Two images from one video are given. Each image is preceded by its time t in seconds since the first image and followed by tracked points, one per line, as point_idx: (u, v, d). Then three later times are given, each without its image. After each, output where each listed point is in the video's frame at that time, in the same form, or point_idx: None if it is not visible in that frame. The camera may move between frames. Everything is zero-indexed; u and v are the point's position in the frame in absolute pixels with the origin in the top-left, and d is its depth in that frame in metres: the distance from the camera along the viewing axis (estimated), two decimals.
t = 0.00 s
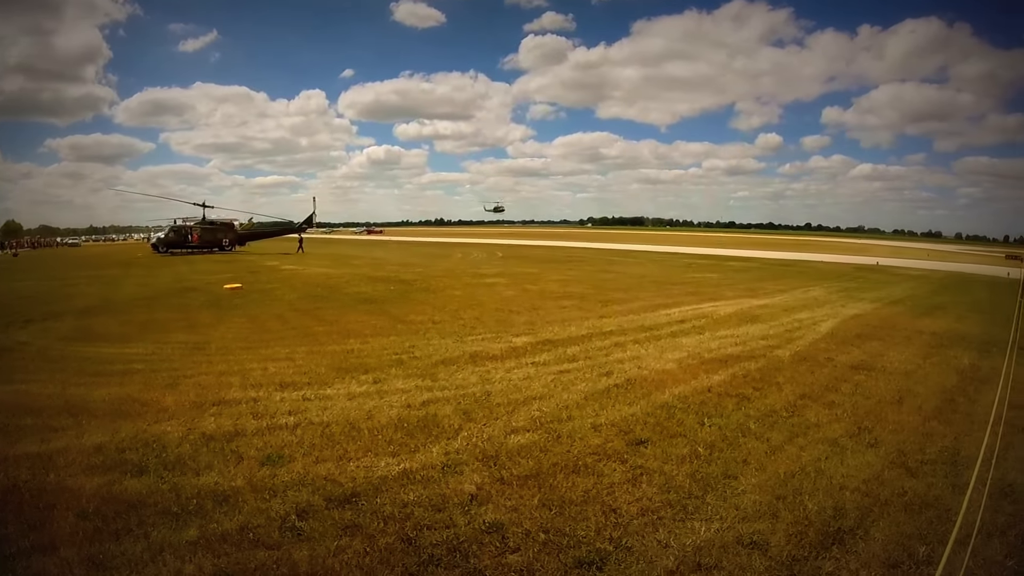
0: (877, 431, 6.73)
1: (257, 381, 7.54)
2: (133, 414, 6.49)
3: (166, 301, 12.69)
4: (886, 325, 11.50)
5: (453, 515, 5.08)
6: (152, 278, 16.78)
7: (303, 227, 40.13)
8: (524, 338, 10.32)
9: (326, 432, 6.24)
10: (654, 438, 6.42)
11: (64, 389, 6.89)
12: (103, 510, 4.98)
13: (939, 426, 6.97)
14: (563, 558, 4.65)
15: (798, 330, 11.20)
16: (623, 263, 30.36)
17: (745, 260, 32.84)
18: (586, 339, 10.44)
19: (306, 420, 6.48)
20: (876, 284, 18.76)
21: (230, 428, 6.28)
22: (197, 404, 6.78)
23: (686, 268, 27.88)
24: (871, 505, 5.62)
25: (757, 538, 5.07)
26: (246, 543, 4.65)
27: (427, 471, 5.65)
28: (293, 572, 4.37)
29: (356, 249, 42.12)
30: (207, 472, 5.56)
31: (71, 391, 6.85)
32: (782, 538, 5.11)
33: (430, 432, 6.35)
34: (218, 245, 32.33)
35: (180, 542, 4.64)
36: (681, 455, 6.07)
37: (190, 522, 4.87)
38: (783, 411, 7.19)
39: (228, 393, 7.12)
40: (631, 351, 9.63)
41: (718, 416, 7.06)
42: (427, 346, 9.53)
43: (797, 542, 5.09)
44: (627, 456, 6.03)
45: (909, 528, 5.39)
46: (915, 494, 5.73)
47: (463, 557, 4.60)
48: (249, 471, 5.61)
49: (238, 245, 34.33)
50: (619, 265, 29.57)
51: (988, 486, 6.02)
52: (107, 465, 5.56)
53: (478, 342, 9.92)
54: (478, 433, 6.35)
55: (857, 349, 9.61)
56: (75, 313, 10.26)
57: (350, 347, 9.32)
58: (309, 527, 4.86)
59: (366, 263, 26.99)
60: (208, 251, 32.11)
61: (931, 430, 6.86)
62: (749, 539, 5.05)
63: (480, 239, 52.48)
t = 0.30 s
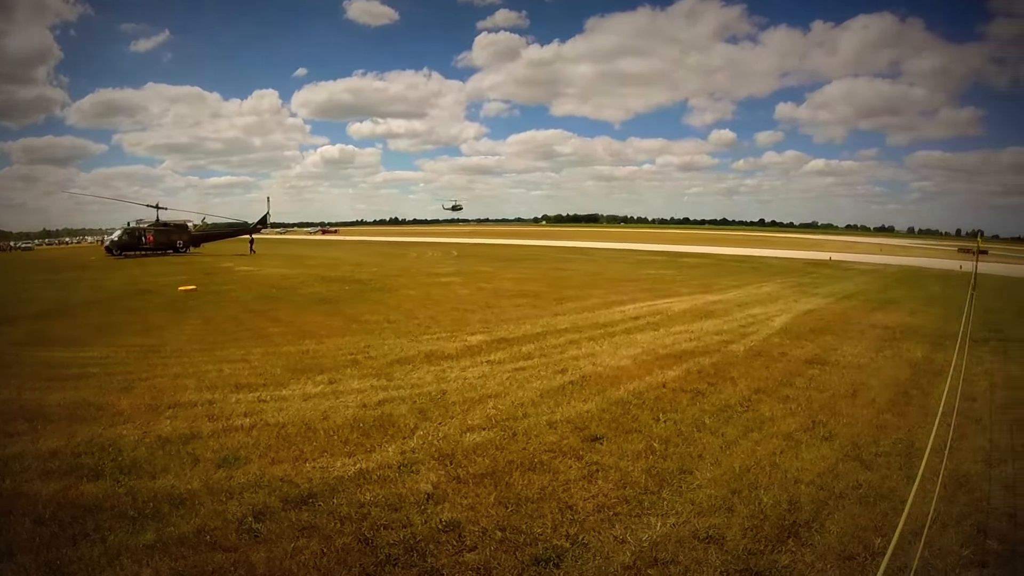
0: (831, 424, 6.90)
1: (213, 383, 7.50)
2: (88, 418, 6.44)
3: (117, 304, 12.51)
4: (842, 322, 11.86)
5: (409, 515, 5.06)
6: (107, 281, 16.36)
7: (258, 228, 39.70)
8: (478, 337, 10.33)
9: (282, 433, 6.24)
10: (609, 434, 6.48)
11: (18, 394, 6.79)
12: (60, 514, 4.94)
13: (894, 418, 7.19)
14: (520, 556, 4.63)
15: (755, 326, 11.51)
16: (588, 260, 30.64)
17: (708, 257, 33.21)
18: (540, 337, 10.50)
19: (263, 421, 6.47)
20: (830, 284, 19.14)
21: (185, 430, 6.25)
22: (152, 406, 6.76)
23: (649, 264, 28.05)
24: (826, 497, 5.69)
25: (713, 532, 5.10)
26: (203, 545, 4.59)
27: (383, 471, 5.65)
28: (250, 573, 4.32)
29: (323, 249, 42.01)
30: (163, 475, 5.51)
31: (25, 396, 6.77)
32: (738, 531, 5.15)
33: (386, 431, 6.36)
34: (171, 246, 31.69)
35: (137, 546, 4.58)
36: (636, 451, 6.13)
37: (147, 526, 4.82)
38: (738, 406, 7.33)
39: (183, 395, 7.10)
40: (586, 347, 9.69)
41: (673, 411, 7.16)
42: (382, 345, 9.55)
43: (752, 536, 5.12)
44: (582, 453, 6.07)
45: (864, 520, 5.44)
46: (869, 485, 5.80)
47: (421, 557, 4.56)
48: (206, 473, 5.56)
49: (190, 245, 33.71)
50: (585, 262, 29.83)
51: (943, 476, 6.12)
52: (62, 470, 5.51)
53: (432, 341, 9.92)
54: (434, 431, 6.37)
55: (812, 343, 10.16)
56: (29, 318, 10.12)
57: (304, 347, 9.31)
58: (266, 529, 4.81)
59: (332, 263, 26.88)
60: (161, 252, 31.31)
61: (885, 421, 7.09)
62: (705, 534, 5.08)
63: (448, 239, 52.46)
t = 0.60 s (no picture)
0: (769, 418, 7.16)
1: (150, 392, 7.41)
2: (20, 431, 6.27)
3: (47, 313, 12.14)
4: (778, 322, 12.44)
5: (350, 518, 4.96)
6: (39, 291, 15.60)
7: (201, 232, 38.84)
8: (419, 340, 10.36)
9: (221, 440, 6.18)
10: (548, 433, 6.57)
11: None
12: None
13: (828, 409, 7.58)
14: (460, 556, 4.58)
15: (692, 326, 12.02)
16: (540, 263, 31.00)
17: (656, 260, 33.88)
18: (481, 338, 10.59)
19: (202, 428, 6.42)
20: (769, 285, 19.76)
21: (122, 441, 6.14)
22: (88, 417, 6.63)
23: (598, 267, 28.39)
24: (764, 488, 5.82)
25: (654, 526, 5.15)
26: (141, 557, 4.42)
27: (323, 475, 5.61)
28: None
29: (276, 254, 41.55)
30: (99, 487, 5.35)
31: None
32: (679, 524, 5.20)
33: (326, 436, 6.34)
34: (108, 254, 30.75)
35: (72, 560, 4.40)
36: (576, 449, 6.21)
37: (84, 539, 4.65)
38: (677, 402, 7.53)
39: (120, 406, 6.98)
40: (527, 348, 9.82)
41: (612, 408, 7.29)
42: (323, 350, 9.54)
43: (692, 528, 5.18)
44: (523, 451, 6.12)
45: (802, 510, 5.56)
46: (806, 474, 5.95)
47: (362, 560, 4.47)
48: (143, 483, 5.42)
49: (127, 251, 32.77)
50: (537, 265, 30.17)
51: (878, 464, 6.33)
52: None
53: (373, 345, 9.95)
54: (374, 435, 6.39)
55: (750, 339, 10.88)
56: None
57: (244, 354, 9.25)
58: (205, 537, 4.67)
59: (285, 269, 26.68)
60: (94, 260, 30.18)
61: (821, 413, 7.45)
62: (645, 527, 5.13)
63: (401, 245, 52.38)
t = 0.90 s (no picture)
0: (701, 412, 7.41)
1: (78, 406, 7.23)
2: None
3: None
4: (711, 320, 12.99)
5: (284, 529, 4.94)
6: None
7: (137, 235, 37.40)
8: (356, 344, 10.35)
9: (151, 454, 6.09)
10: (484, 433, 6.68)
11: None
12: None
13: (758, 402, 7.94)
14: (398, 560, 4.60)
15: (626, 324, 12.40)
16: (489, 265, 31.28)
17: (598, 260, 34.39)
18: (417, 341, 10.65)
19: (132, 442, 6.32)
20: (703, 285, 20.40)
21: (49, 458, 5.93)
22: (12, 435, 6.38)
23: (540, 268, 28.61)
24: (698, 480, 6.00)
25: (590, 521, 5.27)
26: None
27: (256, 485, 5.59)
28: None
29: (221, 258, 40.65)
30: (24, 508, 5.11)
31: None
32: (614, 518, 5.33)
33: (259, 445, 6.33)
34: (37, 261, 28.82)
35: None
36: (511, 448, 6.33)
37: (9, 564, 4.39)
38: (611, 399, 7.72)
39: (45, 422, 6.75)
40: (463, 349, 9.94)
41: (547, 406, 7.44)
42: (258, 356, 9.49)
43: (628, 521, 5.31)
44: (458, 453, 6.23)
45: (736, 499, 5.77)
46: (738, 465, 6.17)
47: (297, 570, 4.45)
48: (71, 501, 5.23)
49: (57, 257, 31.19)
50: (485, 266, 30.40)
51: (809, 453, 6.59)
52: None
53: (309, 349, 9.95)
54: (308, 441, 6.42)
55: (683, 337, 11.30)
56: None
57: (178, 363, 9.09)
58: (137, 555, 4.54)
59: (230, 273, 26.15)
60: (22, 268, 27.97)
61: (752, 405, 7.77)
62: (581, 523, 5.24)
63: (345, 249, 51.70)
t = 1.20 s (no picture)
0: (637, 409, 7.63)
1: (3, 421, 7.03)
2: None
3: None
4: (648, 318, 13.43)
5: (216, 542, 4.98)
6: None
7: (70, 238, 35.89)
8: (292, 349, 10.29)
9: (81, 469, 6.03)
10: (420, 437, 6.81)
11: None
12: None
13: (693, 396, 8.20)
14: (333, 570, 4.68)
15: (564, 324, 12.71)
16: (440, 266, 31.33)
17: (548, 261, 34.82)
18: (355, 345, 10.67)
19: (59, 456, 6.23)
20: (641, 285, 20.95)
21: None
22: None
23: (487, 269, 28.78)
24: (633, 476, 6.19)
25: (526, 522, 5.42)
26: None
27: (187, 498, 5.63)
28: None
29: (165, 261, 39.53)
30: None
31: None
32: (550, 519, 5.49)
33: (191, 457, 6.36)
34: None
35: None
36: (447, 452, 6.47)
37: None
38: (548, 399, 7.88)
39: None
40: (402, 353, 10.02)
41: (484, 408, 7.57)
42: (193, 364, 9.41)
43: (564, 522, 5.47)
44: (393, 459, 6.38)
45: (671, 494, 5.97)
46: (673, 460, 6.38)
47: None
48: None
49: None
50: (436, 268, 30.42)
51: (742, 445, 6.85)
52: None
53: (245, 355, 9.90)
54: (241, 452, 6.50)
55: (621, 335, 11.63)
56: None
57: (110, 373, 8.91)
58: None
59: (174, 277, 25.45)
60: None
61: (687, 401, 8.03)
62: (517, 525, 5.38)
63: (291, 252, 50.88)
